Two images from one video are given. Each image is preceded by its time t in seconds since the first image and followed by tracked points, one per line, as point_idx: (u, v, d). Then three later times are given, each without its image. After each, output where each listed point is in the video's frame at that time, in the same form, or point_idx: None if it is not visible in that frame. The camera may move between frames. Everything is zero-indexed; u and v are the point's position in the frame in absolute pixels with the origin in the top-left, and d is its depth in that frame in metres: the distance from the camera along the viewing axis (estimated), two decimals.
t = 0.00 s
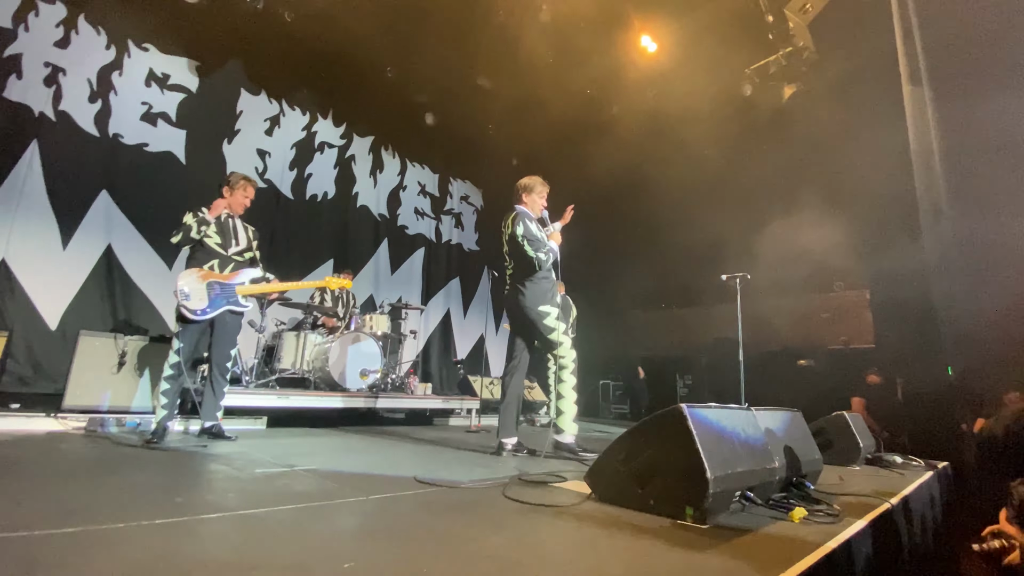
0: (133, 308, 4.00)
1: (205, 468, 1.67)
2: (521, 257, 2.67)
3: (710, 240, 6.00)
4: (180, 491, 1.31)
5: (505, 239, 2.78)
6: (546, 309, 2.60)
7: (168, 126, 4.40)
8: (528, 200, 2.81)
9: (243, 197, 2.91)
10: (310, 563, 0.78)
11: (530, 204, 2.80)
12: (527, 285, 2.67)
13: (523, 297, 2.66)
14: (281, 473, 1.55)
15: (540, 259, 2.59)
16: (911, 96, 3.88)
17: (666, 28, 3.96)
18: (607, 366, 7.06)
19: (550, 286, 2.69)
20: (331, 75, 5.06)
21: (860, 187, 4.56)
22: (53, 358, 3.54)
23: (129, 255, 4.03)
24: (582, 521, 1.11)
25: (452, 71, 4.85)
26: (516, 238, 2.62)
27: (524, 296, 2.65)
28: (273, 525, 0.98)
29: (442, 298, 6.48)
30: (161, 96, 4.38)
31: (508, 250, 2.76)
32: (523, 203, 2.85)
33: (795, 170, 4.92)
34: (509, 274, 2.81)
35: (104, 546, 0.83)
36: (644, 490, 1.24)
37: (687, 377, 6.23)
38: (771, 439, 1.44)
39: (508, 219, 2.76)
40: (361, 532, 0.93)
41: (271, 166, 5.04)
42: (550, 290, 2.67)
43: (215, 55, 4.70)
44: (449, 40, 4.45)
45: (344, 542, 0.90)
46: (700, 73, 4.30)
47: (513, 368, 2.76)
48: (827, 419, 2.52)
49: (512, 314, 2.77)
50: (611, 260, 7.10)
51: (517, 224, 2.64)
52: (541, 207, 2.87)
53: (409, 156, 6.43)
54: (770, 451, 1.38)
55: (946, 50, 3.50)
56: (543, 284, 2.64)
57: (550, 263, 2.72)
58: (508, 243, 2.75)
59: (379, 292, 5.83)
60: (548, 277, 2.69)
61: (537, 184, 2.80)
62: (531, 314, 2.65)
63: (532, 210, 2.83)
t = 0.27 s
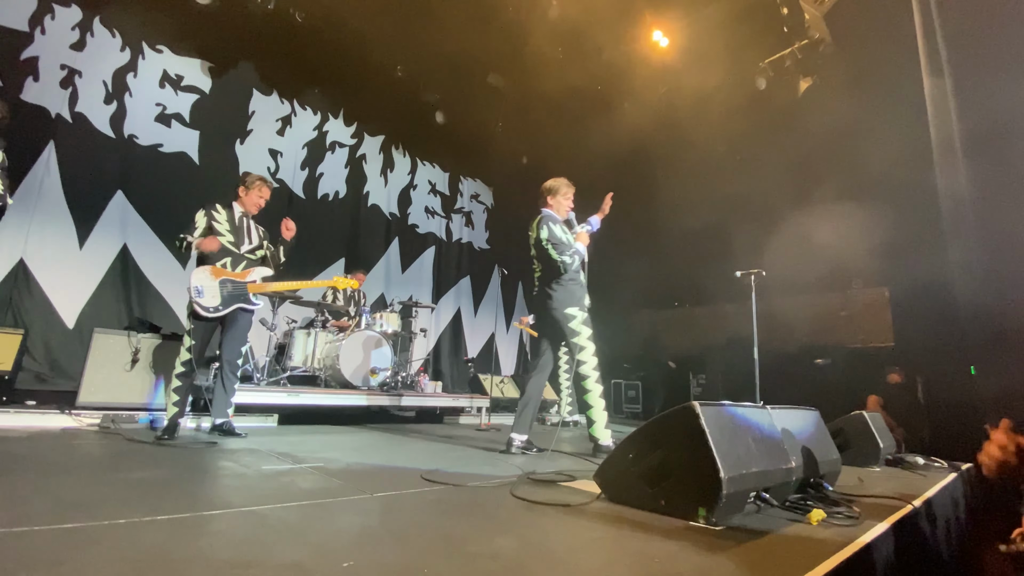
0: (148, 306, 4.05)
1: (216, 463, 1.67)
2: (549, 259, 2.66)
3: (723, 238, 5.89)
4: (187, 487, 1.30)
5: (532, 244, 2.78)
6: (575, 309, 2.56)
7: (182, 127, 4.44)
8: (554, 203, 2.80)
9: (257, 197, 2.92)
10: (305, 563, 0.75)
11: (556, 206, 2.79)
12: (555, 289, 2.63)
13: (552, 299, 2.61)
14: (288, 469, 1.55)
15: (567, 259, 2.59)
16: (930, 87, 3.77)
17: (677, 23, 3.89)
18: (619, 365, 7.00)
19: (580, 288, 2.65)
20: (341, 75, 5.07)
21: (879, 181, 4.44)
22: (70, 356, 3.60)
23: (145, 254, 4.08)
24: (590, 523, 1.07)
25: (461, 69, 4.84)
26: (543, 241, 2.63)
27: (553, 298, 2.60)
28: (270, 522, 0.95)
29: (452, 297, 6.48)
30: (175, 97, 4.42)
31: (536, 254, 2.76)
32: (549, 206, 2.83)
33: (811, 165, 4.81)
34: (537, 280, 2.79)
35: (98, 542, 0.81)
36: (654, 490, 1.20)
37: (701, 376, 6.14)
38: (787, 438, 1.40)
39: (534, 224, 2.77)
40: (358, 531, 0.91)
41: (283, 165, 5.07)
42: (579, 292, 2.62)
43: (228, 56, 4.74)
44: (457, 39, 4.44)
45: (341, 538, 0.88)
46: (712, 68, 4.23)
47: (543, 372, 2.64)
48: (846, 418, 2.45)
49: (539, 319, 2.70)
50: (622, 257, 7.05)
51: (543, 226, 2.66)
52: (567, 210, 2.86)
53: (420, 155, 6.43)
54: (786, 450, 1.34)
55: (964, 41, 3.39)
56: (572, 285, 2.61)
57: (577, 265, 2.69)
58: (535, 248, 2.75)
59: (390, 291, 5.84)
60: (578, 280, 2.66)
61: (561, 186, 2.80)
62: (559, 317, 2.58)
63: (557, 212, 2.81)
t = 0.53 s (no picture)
0: (158, 300, 4.08)
1: (218, 457, 1.67)
2: (585, 251, 2.58)
3: (732, 231, 5.80)
4: (185, 483, 1.30)
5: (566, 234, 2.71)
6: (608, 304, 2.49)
7: (189, 123, 4.45)
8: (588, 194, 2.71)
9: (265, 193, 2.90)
10: (291, 563, 0.74)
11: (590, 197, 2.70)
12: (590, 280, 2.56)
13: (586, 292, 2.54)
14: (289, 465, 1.54)
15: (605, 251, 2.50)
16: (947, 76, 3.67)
17: (686, 13, 3.81)
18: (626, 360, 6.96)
19: (616, 282, 2.56)
20: (347, 69, 5.05)
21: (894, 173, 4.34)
22: (80, 350, 3.65)
23: (153, 250, 4.12)
24: (588, 522, 1.05)
25: (467, 62, 4.79)
26: (580, 233, 2.53)
27: (587, 291, 2.53)
28: (261, 519, 0.94)
29: (459, 291, 6.47)
30: (182, 93, 4.43)
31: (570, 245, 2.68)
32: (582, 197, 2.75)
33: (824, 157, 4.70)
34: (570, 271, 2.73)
35: (86, 540, 0.80)
36: (654, 488, 1.18)
37: (709, 371, 6.08)
38: (793, 436, 1.36)
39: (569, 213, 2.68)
40: (348, 529, 0.89)
41: (289, 160, 5.08)
42: (615, 286, 2.53)
43: (234, 51, 4.72)
44: (463, 32, 4.40)
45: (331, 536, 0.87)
46: (722, 59, 4.15)
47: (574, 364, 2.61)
48: (856, 414, 2.40)
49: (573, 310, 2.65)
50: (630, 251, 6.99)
51: (581, 216, 2.55)
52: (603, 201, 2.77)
53: (426, 148, 6.41)
54: (791, 447, 1.31)
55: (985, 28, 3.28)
56: (607, 278, 2.53)
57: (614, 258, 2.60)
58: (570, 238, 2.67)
59: (397, 285, 5.85)
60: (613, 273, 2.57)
61: (597, 177, 2.70)
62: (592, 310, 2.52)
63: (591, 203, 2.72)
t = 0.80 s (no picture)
0: (167, 303, 4.13)
1: (217, 459, 1.67)
2: (608, 253, 2.54)
3: (742, 234, 5.73)
4: (179, 484, 1.30)
5: (590, 237, 2.68)
6: (625, 308, 2.43)
7: (199, 129, 4.51)
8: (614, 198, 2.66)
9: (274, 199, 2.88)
10: (270, 570, 0.72)
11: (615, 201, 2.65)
12: (610, 283, 2.51)
13: (606, 294, 2.50)
14: (286, 469, 1.54)
15: (627, 255, 2.45)
16: (960, 75, 3.60)
17: (694, 14, 3.78)
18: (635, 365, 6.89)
19: (637, 287, 2.50)
20: (355, 75, 5.10)
21: (907, 174, 4.26)
22: (90, 352, 3.70)
23: (163, 254, 4.17)
24: (582, 531, 1.02)
25: (473, 67, 4.81)
26: (605, 235, 2.49)
27: (605, 293, 2.49)
28: (248, 525, 0.93)
29: (466, 295, 6.47)
30: (193, 99, 4.50)
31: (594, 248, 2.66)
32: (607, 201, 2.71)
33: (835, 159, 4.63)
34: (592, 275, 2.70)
35: (70, 542, 0.80)
36: (651, 496, 1.15)
37: (719, 377, 5.99)
38: (797, 443, 1.32)
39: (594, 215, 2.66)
40: (333, 535, 0.88)
41: (298, 165, 5.12)
42: (636, 291, 2.47)
43: (244, 58, 4.80)
44: (469, 37, 4.41)
45: (316, 542, 0.85)
46: (729, 60, 4.11)
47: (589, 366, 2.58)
48: (868, 421, 2.34)
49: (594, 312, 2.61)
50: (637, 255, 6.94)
51: (606, 218, 2.52)
52: (628, 205, 2.72)
53: (434, 153, 6.43)
54: (796, 455, 1.27)
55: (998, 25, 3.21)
56: (628, 282, 2.47)
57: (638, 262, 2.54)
58: (594, 240, 2.64)
59: (404, 289, 5.86)
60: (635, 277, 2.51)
61: (623, 181, 2.65)
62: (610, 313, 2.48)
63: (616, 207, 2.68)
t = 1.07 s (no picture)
0: (171, 306, 4.15)
1: (211, 464, 1.66)
2: (629, 261, 2.44)
3: (747, 238, 5.68)
4: (170, 489, 1.29)
5: (611, 243, 2.58)
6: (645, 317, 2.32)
7: (205, 132, 4.55)
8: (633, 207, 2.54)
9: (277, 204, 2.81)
10: None
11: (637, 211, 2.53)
12: (629, 292, 2.40)
13: (625, 303, 2.39)
14: (281, 473, 1.53)
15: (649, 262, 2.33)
16: (968, 76, 3.55)
17: (698, 17, 3.76)
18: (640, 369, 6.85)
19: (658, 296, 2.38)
20: (360, 79, 5.12)
21: (914, 177, 4.20)
22: (94, 355, 3.72)
23: (168, 257, 4.19)
24: (573, 542, 1.00)
25: (477, 71, 4.82)
26: (627, 242, 2.38)
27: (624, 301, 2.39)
28: (233, 532, 0.92)
29: (470, 298, 6.46)
30: (198, 103, 4.54)
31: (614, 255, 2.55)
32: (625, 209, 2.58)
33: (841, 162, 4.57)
34: (611, 282, 2.60)
35: (53, 550, 0.79)
36: (646, 506, 1.13)
37: (725, 381, 5.93)
38: (796, 452, 1.30)
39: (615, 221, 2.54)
40: (318, 544, 0.87)
41: (302, 169, 5.14)
42: (657, 300, 2.35)
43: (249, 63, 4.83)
44: (473, 41, 4.41)
45: (301, 552, 0.84)
46: (734, 63, 4.08)
47: (604, 375, 2.51)
48: (873, 428, 2.30)
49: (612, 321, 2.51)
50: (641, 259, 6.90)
51: (627, 224, 2.41)
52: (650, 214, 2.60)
53: (438, 156, 6.44)
54: (795, 464, 1.24)
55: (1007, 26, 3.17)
56: (649, 291, 2.36)
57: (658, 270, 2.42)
58: (615, 247, 2.54)
59: (408, 292, 5.86)
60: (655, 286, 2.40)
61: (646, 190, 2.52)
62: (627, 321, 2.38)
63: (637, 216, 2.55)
